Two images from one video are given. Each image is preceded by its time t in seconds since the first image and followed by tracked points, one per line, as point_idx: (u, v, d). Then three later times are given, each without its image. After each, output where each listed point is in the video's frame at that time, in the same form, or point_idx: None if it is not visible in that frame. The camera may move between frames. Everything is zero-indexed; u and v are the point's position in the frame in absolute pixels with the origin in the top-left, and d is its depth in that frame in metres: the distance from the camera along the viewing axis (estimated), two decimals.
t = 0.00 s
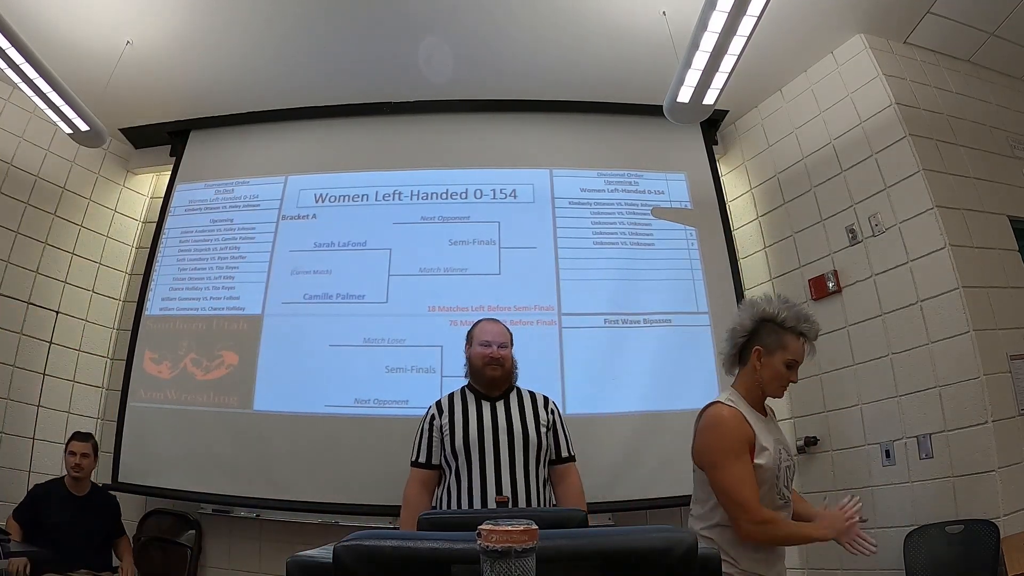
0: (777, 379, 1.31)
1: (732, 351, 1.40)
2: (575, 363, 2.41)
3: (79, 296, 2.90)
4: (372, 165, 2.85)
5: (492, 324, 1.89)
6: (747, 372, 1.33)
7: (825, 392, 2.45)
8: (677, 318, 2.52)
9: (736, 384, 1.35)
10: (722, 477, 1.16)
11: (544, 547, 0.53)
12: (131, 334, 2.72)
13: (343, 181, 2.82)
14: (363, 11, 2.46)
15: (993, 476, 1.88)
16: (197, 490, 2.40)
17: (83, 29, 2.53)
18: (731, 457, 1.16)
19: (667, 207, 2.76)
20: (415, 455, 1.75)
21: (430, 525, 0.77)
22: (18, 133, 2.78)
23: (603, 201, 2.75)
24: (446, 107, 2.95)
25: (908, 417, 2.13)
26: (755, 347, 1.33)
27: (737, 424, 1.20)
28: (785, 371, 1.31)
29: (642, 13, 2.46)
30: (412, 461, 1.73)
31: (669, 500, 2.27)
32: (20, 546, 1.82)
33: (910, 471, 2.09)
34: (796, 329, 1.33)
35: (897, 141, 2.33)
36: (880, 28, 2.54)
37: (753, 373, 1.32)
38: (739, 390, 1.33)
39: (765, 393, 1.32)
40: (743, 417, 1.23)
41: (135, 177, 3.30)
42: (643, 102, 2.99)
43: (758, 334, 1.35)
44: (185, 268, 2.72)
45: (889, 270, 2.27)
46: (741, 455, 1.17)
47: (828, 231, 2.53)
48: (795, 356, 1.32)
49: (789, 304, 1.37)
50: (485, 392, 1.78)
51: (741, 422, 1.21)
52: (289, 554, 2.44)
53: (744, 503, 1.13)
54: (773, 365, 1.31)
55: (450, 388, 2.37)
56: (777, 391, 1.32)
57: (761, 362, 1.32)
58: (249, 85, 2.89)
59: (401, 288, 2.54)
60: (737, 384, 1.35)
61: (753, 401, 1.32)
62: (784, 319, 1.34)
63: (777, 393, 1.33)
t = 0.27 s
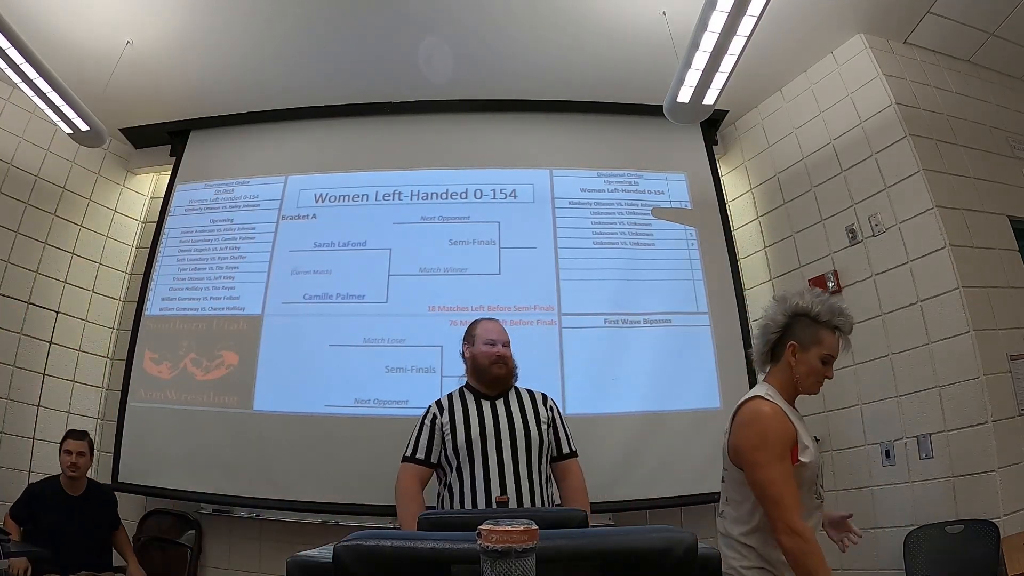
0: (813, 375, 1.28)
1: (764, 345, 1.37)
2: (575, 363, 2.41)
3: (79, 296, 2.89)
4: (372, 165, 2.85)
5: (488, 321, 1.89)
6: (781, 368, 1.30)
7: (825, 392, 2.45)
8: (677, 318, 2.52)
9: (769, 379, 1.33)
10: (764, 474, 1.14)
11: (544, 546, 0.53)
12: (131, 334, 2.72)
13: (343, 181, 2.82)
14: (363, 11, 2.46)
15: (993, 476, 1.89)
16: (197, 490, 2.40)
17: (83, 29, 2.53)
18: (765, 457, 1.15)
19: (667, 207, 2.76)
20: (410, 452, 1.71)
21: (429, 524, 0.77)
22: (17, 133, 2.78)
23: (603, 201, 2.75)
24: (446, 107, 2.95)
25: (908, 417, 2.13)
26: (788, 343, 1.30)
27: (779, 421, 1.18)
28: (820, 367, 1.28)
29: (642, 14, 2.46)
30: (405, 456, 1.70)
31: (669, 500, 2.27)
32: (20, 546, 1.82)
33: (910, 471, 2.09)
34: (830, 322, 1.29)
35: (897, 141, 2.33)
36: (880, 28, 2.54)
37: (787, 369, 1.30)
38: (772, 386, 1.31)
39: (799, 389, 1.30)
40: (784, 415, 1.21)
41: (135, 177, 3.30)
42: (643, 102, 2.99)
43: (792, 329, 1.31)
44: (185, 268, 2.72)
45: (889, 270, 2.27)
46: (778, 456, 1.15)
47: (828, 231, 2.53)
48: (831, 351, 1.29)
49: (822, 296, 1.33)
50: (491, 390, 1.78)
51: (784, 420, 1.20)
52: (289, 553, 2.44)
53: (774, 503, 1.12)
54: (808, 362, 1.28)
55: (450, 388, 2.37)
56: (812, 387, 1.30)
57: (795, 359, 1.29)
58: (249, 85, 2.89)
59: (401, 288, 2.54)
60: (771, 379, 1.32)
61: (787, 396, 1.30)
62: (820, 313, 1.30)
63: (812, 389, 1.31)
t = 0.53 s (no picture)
0: (852, 356, 1.21)
1: (798, 324, 1.27)
2: (575, 363, 2.41)
3: (78, 296, 2.88)
4: (372, 165, 2.85)
5: (485, 320, 1.99)
6: (820, 349, 1.22)
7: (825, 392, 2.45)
8: (677, 318, 2.52)
9: (804, 360, 1.24)
10: (780, 452, 1.06)
11: (545, 546, 0.53)
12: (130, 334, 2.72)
13: (343, 181, 2.82)
14: (363, 11, 2.46)
15: (993, 476, 1.89)
16: (197, 490, 2.40)
17: (82, 29, 2.53)
18: (789, 436, 1.06)
19: (667, 207, 2.76)
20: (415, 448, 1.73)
21: (429, 524, 0.76)
22: (17, 134, 2.79)
23: (603, 201, 2.75)
24: (446, 107, 2.95)
25: (908, 417, 2.13)
26: (830, 322, 1.21)
27: (814, 400, 1.08)
28: (861, 347, 1.21)
29: (642, 13, 2.46)
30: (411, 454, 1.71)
31: (669, 500, 2.28)
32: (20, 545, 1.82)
33: (910, 471, 2.09)
34: (871, 299, 1.22)
35: (897, 141, 2.33)
36: (880, 28, 2.54)
37: (827, 349, 1.21)
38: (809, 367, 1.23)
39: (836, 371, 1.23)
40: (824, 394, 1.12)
41: (135, 177, 3.28)
42: (643, 102, 2.99)
43: (831, 307, 1.23)
44: (185, 268, 2.72)
45: (889, 270, 2.27)
46: (805, 438, 1.05)
47: (829, 231, 2.53)
48: (871, 330, 1.22)
49: (861, 271, 1.24)
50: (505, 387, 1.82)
51: (820, 401, 1.08)
52: (290, 553, 2.44)
53: (783, 483, 1.04)
54: (849, 341, 1.20)
55: (450, 388, 2.37)
56: (850, 367, 1.23)
57: (836, 338, 1.20)
58: (249, 85, 2.89)
59: (401, 288, 2.54)
60: (807, 359, 1.24)
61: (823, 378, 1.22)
62: (860, 290, 1.21)
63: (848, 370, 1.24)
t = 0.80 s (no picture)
0: (888, 340, 1.13)
1: (827, 308, 1.19)
2: (575, 363, 2.41)
3: (78, 296, 2.88)
4: (372, 165, 2.85)
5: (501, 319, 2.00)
6: (853, 333, 1.14)
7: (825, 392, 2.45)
8: (677, 318, 2.52)
9: (835, 346, 1.16)
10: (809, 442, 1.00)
11: (545, 546, 0.53)
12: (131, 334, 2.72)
13: (343, 181, 2.82)
14: (362, 10, 2.46)
15: (993, 476, 1.89)
16: (197, 490, 2.40)
17: (82, 29, 2.53)
18: (817, 424, 1.01)
19: (667, 207, 2.76)
20: (419, 440, 1.76)
21: (430, 524, 0.76)
22: (18, 134, 2.79)
23: (603, 201, 2.75)
24: (446, 107, 2.95)
25: (908, 417, 2.13)
26: (865, 304, 1.13)
27: (843, 386, 1.01)
28: (897, 330, 1.13)
29: (642, 13, 2.45)
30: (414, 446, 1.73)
31: (669, 500, 2.28)
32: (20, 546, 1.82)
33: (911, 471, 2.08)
34: (905, 280, 1.15)
35: (897, 141, 2.33)
36: (880, 27, 2.54)
37: (863, 333, 1.13)
38: (842, 353, 1.14)
39: (870, 356, 1.15)
40: (857, 380, 1.04)
41: (135, 177, 3.28)
42: (643, 102, 2.99)
43: (863, 289, 1.15)
44: (185, 268, 2.72)
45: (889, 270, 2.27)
46: (836, 425, 0.99)
47: (829, 231, 2.53)
48: (906, 313, 1.14)
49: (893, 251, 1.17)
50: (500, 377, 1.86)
51: (852, 387, 1.02)
52: (290, 554, 2.44)
53: (812, 473, 0.98)
54: (884, 324, 1.12)
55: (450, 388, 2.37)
56: (884, 352, 1.14)
57: (872, 321, 1.13)
58: (249, 85, 2.89)
59: (401, 288, 2.54)
60: (838, 345, 1.15)
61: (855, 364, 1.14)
62: (894, 270, 1.14)
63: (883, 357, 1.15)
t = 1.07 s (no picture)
0: (933, 322, 1.12)
1: (867, 294, 1.17)
2: (575, 363, 2.41)
3: (79, 296, 2.89)
4: (372, 165, 2.85)
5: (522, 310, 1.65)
6: (895, 319, 1.13)
7: (825, 392, 2.45)
8: (677, 318, 2.52)
9: (877, 333, 1.14)
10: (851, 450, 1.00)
11: (545, 547, 0.53)
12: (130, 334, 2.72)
13: (343, 181, 2.82)
14: (362, 10, 2.46)
15: (993, 476, 1.89)
16: (197, 490, 2.40)
17: (82, 29, 2.53)
18: (856, 431, 0.99)
19: (667, 207, 2.76)
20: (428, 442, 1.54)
21: (429, 524, 0.76)
22: (18, 134, 2.79)
23: (603, 201, 2.75)
24: (446, 107, 2.95)
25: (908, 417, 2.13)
26: (908, 286, 1.11)
27: (878, 386, 1.01)
28: (942, 311, 1.12)
29: (642, 13, 2.46)
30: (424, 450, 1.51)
31: (669, 500, 2.28)
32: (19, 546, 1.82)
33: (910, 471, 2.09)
34: (943, 259, 1.14)
35: (897, 141, 2.33)
36: (880, 27, 2.54)
37: (905, 318, 1.12)
38: (887, 339, 1.13)
39: (915, 339, 1.13)
40: (896, 372, 1.05)
41: (135, 177, 3.29)
42: (643, 102, 2.99)
43: (903, 271, 1.13)
44: (185, 268, 2.72)
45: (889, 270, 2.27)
46: (876, 429, 0.98)
47: (829, 231, 2.53)
48: (948, 292, 1.13)
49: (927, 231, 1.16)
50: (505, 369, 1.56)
51: (886, 388, 1.01)
52: (289, 554, 2.44)
53: (860, 483, 0.97)
54: (928, 307, 1.11)
55: (450, 388, 2.37)
56: (929, 335, 1.13)
57: (915, 304, 1.11)
58: (249, 85, 2.89)
59: (401, 288, 2.54)
60: (881, 332, 1.14)
61: (898, 349, 1.13)
62: (931, 250, 1.13)
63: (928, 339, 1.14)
